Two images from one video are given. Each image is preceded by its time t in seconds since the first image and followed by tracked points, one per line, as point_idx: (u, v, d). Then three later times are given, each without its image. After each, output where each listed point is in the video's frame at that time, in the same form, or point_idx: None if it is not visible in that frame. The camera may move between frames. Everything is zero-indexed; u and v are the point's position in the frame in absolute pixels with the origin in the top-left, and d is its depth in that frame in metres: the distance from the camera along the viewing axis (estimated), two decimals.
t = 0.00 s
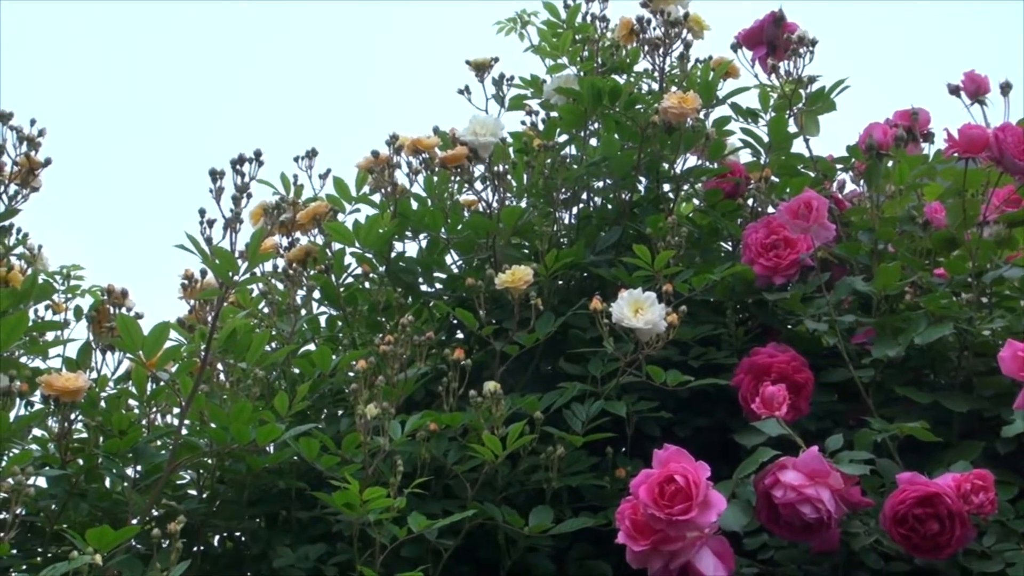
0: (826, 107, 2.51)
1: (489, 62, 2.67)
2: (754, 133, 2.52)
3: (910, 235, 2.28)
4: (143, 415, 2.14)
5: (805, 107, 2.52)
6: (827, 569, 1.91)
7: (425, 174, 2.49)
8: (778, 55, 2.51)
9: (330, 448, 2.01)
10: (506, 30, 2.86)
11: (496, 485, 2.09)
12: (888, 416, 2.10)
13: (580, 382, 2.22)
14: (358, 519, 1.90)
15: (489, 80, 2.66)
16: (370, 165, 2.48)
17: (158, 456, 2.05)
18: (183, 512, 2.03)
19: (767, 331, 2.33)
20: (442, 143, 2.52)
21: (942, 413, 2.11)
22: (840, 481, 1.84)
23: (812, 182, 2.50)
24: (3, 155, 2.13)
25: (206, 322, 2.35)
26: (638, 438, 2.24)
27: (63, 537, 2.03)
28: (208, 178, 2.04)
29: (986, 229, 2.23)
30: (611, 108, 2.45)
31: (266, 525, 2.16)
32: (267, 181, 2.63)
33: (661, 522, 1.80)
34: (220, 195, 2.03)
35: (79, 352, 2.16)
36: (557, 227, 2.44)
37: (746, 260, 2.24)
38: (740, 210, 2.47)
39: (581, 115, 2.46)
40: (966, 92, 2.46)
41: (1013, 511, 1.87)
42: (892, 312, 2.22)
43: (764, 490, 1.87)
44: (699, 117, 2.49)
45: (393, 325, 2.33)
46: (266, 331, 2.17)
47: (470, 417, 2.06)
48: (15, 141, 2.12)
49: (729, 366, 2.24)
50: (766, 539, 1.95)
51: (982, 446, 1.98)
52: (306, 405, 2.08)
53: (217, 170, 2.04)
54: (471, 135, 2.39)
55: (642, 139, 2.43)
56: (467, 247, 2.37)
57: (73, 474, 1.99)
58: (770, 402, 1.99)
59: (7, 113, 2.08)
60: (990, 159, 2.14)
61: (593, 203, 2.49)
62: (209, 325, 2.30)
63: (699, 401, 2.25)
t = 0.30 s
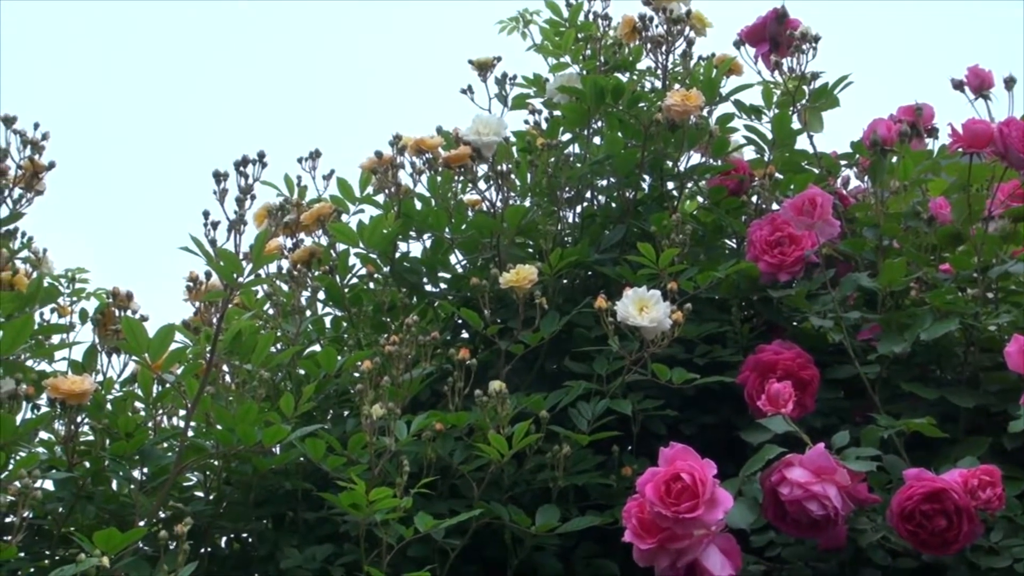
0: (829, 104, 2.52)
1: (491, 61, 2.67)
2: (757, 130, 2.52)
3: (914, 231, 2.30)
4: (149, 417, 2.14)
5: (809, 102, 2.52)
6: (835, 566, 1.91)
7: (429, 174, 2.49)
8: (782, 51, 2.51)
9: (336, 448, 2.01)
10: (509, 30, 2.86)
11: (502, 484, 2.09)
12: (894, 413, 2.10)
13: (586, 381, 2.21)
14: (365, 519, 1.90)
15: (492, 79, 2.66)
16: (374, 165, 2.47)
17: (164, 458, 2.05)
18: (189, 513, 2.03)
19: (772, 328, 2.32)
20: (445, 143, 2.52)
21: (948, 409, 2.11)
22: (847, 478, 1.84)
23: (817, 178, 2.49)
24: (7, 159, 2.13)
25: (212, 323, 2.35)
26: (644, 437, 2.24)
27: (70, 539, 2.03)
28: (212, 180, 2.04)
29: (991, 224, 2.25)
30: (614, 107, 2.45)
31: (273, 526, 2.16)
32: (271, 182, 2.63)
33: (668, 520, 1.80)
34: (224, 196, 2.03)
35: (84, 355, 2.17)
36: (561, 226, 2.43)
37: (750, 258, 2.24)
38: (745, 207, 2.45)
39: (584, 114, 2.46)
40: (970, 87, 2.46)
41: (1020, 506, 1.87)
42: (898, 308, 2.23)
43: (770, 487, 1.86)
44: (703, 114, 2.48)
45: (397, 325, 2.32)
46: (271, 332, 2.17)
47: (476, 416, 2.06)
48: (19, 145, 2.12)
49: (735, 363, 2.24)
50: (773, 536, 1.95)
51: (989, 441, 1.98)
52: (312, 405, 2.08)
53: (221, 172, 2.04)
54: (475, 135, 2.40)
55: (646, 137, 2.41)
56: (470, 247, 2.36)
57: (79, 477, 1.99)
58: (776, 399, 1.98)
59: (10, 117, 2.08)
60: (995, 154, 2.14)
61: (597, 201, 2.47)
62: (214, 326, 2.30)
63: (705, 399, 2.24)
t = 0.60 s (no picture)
0: (842, 97, 2.49)
1: (502, 60, 2.67)
2: (770, 125, 2.51)
3: (931, 223, 2.29)
4: (167, 420, 2.15)
5: (821, 97, 2.51)
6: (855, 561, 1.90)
7: (441, 174, 2.49)
8: (793, 46, 2.50)
9: (353, 449, 2.01)
10: (519, 28, 2.86)
11: (519, 483, 2.09)
12: (913, 406, 2.09)
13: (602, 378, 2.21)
14: (383, 519, 1.90)
15: (503, 78, 2.66)
16: (386, 165, 2.47)
17: (182, 460, 2.06)
18: (208, 515, 2.04)
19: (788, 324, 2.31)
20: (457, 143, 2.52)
21: (966, 402, 2.10)
22: (866, 473, 1.83)
23: (831, 172, 2.47)
24: (21, 164, 2.14)
25: (227, 326, 2.36)
26: (661, 434, 2.23)
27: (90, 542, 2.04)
28: (226, 182, 2.04)
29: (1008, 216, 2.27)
30: (626, 103, 2.44)
31: (291, 527, 2.16)
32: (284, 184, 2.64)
33: (686, 517, 1.80)
34: (238, 199, 2.04)
35: (101, 359, 2.17)
36: (574, 224, 2.43)
37: (765, 253, 2.23)
38: (758, 203, 2.45)
39: (596, 111, 2.45)
40: (984, 78, 2.45)
41: None
42: (914, 302, 2.21)
43: (789, 483, 1.86)
44: (715, 109, 2.48)
45: (411, 325, 2.31)
46: (287, 333, 2.18)
47: (493, 415, 2.06)
48: (33, 150, 2.13)
49: (751, 359, 2.24)
50: (793, 532, 1.93)
51: (1009, 434, 1.97)
52: (329, 406, 2.08)
53: (235, 174, 2.05)
54: (488, 134, 2.41)
55: (659, 133, 2.41)
56: (484, 246, 2.36)
57: (98, 481, 2.00)
58: (793, 394, 1.99)
59: (24, 122, 2.09)
60: (1010, 145, 2.12)
61: (610, 198, 2.47)
62: (230, 328, 2.30)
63: (721, 395, 2.24)
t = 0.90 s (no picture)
0: (873, 89, 2.48)
1: (528, 58, 2.66)
2: (799, 118, 2.49)
3: (963, 215, 2.26)
4: (200, 422, 2.16)
5: (850, 89, 2.48)
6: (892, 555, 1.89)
7: (469, 174, 2.47)
8: (821, 37, 2.50)
9: (386, 449, 2.01)
10: (544, 25, 2.86)
11: (552, 481, 2.08)
12: (948, 399, 2.07)
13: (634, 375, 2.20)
14: (417, 518, 1.90)
15: (529, 76, 2.66)
16: (414, 166, 2.46)
17: (217, 462, 2.07)
18: (243, 516, 2.05)
19: (820, 317, 2.29)
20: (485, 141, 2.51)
21: (1003, 394, 2.08)
22: (903, 467, 1.82)
23: (861, 165, 2.47)
24: (53, 171, 2.16)
25: (259, 328, 2.37)
26: (694, 430, 2.23)
27: (127, 545, 2.06)
28: (256, 185, 2.05)
29: None
30: (653, 99, 2.43)
31: (325, 528, 2.17)
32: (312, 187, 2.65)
33: (721, 513, 1.79)
34: (268, 201, 2.05)
35: (135, 362, 2.19)
36: (603, 221, 2.42)
37: (796, 247, 2.22)
38: (788, 196, 2.43)
39: (623, 107, 2.45)
40: (1016, 67, 2.42)
41: None
42: (948, 294, 2.18)
43: (824, 478, 1.84)
44: (743, 103, 2.46)
45: (442, 324, 2.31)
46: (318, 334, 2.19)
47: (524, 413, 2.06)
48: (65, 157, 2.15)
49: (783, 353, 2.22)
50: (829, 527, 1.92)
51: None
52: (361, 406, 2.09)
53: (264, 177, 2.05)
54: (515, 132, 2.42)
55: (686, 128, 2.39)
56: (514, 245, 2.35)
57: (135, 483, 2.02)
58: (827, 388, 1.98)
59: (56, 129, 2.11)
60: None
61: (638, 195, 2.46)
62: (261, 330, 2.31)
63: (754, 390, 2.23)
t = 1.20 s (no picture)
0: (906, 75, 2.46)
1: (556, 53, 2.66)
2: (831, 107, 2.47)
3: (1001, 200, 2.23)
4: (238, 424, 2.17)
5: (883, 76, 2.45)
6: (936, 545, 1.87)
7: (499, 170, 2.46)
8: (852, 25, 2.46)
9: (423, 447, 2.01)
10: (572, 21, 2.85)
11: (590, 477, 2.07)
12: (990, 387, 2.04)
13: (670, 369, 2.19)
14: (456, 516, 1.90)
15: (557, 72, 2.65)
16: (444, 164, 2.48)
17: (255, 463, 2.08)
18: (283, 517, 2.06)
19: (857, 307, 2.27)
20: (514, 138, 2.51)
21: None
22: (945, 455, 1.79)
23: (895, 152, 2.44)
24: (88, 178, 2.17)
25: (294, 329, 2.38)
26: (732, 423, 2.21)
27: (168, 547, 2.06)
28: (287, 185, 2.06)
29: None
30: (683, 92, 2.42)
31: (364, 528, 2.17)
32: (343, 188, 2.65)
33: (762, 506, 1.77)
34: (300, 202, 2.05)
35: (171, 366, 2.20)
36: (635, 215, 2.41)
37: (832, 236, 2.20)
38: (822, 186, 2.41)
39: (652, 100, 2.43)
40: None
41: None
42: (987, 281, 2.16)
43: (866, 468, 1.82)
44: (774, 93, 2.45)
45: (476, 322, 2.30)
46: (352, 334, 2.19)
47: (561, 409, 2.05)
48: (98, 163, 2.16)
49: (821, 344, 2.20)
50: (872, 518, 1.90)
51: None
52: (398, 405, 2.09)
53: (295, 177, 2.06)
54: (545, 127, 2.45)
55: (717, 120, 2.38)
56: (546, 240, 2.35)
57: (174, 486, 2.02)
58: (867, 377, 1.97)
59: (89, 136, 2.13)
60: None
61: (670, 187, 2.44)
62: (296, 331, 2.32)
63: (792, 382, 2.21)
